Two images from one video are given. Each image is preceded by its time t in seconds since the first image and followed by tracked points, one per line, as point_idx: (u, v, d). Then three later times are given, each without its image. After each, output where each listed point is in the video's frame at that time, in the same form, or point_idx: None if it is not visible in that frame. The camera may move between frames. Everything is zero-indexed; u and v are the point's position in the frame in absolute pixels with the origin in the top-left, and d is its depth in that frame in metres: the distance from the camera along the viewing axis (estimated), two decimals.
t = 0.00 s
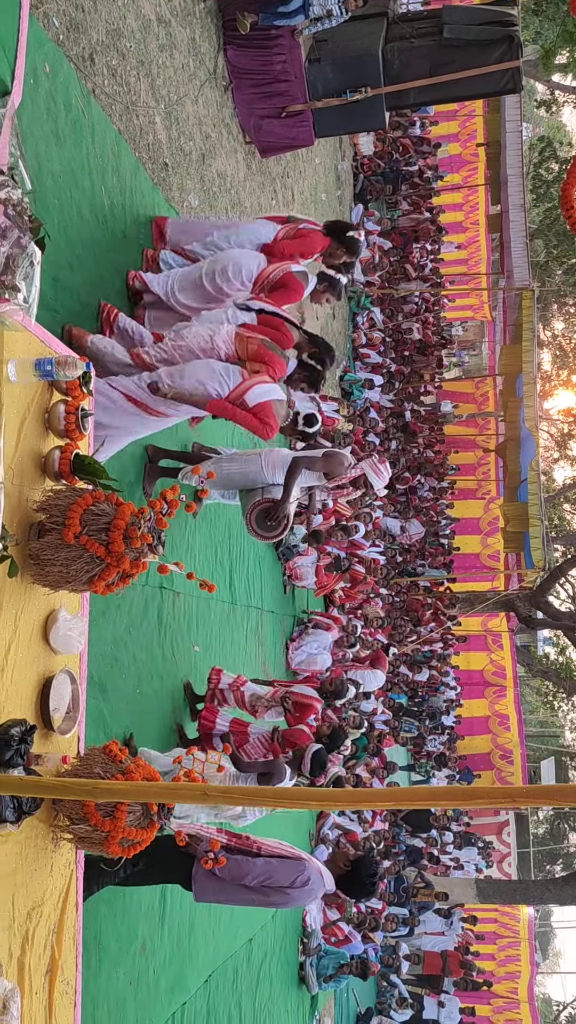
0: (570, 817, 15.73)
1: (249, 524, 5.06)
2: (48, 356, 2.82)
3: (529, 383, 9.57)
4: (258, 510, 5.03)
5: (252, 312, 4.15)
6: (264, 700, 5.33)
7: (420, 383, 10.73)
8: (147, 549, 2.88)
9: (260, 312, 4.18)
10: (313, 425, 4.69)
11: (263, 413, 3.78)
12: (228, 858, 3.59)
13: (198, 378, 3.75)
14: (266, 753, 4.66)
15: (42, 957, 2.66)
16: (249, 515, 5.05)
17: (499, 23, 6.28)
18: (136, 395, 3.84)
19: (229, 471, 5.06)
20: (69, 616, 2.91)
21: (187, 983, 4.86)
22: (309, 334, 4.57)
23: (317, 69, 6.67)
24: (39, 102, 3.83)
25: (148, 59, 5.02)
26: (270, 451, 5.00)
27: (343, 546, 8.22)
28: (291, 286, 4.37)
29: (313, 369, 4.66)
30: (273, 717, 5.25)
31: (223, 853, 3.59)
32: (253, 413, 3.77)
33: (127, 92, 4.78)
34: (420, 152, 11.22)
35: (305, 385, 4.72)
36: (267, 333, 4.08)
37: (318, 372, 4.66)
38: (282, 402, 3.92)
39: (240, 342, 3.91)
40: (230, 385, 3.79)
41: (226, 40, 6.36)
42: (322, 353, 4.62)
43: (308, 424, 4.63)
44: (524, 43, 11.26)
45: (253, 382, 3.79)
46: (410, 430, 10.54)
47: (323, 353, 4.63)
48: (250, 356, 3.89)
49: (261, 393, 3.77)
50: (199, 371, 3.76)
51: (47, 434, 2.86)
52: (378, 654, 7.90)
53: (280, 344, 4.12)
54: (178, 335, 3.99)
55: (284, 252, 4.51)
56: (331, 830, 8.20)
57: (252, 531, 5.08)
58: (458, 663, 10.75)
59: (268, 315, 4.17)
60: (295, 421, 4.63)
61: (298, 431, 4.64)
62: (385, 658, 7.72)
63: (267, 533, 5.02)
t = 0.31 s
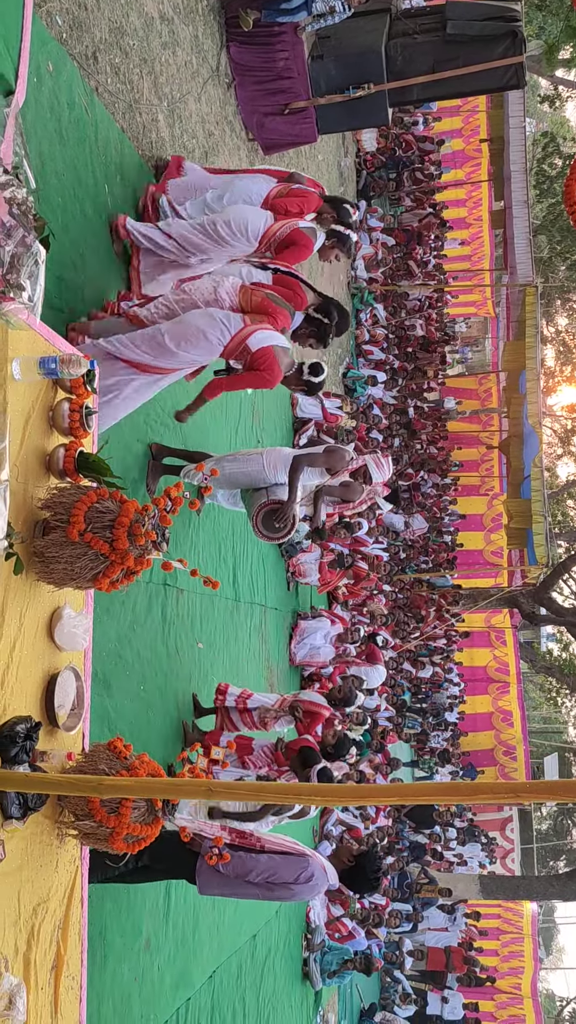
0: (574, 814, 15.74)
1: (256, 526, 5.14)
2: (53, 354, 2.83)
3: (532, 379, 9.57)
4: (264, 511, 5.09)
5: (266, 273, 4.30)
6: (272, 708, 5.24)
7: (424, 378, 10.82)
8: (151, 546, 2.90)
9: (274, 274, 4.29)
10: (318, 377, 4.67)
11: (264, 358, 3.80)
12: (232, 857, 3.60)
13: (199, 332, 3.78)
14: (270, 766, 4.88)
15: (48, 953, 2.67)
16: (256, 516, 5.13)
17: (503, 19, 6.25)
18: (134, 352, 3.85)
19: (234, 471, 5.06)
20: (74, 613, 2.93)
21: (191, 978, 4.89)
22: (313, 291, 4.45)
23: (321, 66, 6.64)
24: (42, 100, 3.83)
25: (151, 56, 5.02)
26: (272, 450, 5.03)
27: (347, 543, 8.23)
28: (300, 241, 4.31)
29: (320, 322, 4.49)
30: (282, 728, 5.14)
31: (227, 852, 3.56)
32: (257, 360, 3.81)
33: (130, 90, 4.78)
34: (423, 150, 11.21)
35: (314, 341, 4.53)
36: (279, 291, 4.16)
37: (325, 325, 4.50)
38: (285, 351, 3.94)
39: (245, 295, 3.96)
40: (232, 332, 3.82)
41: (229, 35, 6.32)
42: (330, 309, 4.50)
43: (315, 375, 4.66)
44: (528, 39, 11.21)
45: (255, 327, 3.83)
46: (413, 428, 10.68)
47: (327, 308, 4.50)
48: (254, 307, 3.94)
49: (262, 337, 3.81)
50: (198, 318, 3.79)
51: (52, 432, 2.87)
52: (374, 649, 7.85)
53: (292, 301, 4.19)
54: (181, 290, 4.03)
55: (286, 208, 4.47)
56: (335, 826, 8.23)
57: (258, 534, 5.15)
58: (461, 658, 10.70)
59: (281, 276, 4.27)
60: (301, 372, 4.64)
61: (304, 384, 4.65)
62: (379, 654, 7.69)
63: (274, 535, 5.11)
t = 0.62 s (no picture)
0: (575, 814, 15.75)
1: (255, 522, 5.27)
2: (55, 356, 2.85)
3: (533, 380, 9.56)
4: (263, 510, 5.19)
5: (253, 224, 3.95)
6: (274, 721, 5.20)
7: (425, 378, 10.87)
8: (153, 548, 2.89)
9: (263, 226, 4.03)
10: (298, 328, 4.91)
11: (247, 307, 3.58)
12: (231, 858, 3.58)
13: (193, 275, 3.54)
14: (270, 773, 4.87)
15: (50, 953, 2.68)
16: (256, 514, 5.25)
17: (505, 19, 6.25)
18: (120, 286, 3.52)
19: (234, 473, 5.06)
20: (75, 614, 2.93)
21: (193, 979, 4.89)
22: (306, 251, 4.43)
23: (322, 66, 6.64)
24: (43, 101, 3.84)
25: (152, 57, 5.02)
26: (272, 451, 5.02)
27: (347, 543, 8.25)
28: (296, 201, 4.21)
29: (313, 276, 4.51)
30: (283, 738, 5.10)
31: (228, 853, 3.55)
32: (241, 307, 3.59)
33: (131, 91, 4.79)
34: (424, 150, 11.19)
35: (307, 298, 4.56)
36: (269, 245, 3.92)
37: (319, 279, 4.50)
38: (271, 301, 3.73)
39: (236, 243, 3.74)
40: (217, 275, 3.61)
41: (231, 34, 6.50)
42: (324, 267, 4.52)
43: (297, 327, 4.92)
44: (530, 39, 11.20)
45: (243, 272, 3.62)
46: (413, 429, 10.53)
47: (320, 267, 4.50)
48: (244, 254, 3.74)
49: (249, 283, 3.59)
50: (187, 258, 3.55)
51: (54, 434, 2.87)
52: (375, 649, 7.80)
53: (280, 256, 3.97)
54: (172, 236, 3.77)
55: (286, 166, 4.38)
56: (336, 826, 8.23)
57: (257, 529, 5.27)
58: (462, 659, 10.69)
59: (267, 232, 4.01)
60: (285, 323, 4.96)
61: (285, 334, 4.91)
62: (379, 651, 7.73)
63: (273, 533, 5.23)
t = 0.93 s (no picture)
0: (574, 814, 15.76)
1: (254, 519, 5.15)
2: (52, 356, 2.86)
3: (532, 380, 9.56)
4: (261, 507, 5.09)
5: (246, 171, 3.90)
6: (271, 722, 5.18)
7: (424, 378, 10.85)
8: (150, 548, 2.90)
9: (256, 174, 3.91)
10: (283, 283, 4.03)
11: (226, 251, 3.29)
12: (228, 860, 3.57)
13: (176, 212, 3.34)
14: (269, 773, 4.93)
15: (47, 953, 2.69)
16: (254, 513, 5.15)
17: (502, 21, 6.26)
18: (97, 218, 3.36)
19: (231, 471, 5.04)
20: (73, 614, 2.93)
21: (191, 979, 4.89)
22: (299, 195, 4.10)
23: (320, 68, 6.62)
24: (42, 102, 3.85)
25: (150, 59, 5.03)
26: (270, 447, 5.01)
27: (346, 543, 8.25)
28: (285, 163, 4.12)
29: (298, 224, 4.12)
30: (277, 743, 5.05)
31: (225, 853, 3.56)
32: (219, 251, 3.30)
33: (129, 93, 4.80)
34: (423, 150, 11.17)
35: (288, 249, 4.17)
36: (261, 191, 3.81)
37: (304, 227, 4.11)
38: (252, 251, 3.44)
39: (219, 186, 3.55)
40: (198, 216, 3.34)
41: (230, 39, 6.62)
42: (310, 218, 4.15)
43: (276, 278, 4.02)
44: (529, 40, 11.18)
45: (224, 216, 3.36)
46: (413, 429, 10.66)
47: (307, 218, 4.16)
48: (227, 198, 3.54)
49: (229, 229, 3.31)
50: (167, 197, 3.31)
51: (51, 434, 2.88)
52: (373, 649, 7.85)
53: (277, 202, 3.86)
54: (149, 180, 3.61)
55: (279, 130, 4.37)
56: (334, 827, 8.22)
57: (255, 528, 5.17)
58: (462, 659, 10.68)
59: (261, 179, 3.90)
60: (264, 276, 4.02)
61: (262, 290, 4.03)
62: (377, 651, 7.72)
63: (272, 529, 5.14)
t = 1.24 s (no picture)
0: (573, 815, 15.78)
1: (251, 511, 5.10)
2: (49, 358, 2.86)
3: (531, 382, 9.57)
4: (259, 496, 5.06)
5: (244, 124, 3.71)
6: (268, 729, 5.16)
7: (422, 379, 10.75)
8: (147, 549, 2.90)
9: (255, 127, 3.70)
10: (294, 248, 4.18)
11: (240, 215, 3.19)
12: (226, 865, 3.57)
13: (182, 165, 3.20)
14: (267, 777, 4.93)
15: (43, 956, 2.69)
16: (251, 502, 5.12)
17: (500, 22, 6.28)
18: (98, 178, 3.31)
19: (229, 467, 4.99)
20: (70, 617, 2.93)
21: (189, 981, 4.89)
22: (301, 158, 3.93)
23: (318, 70, 6.69)
24: (40, 103, 3.85)
25: (148, 60, 5.02)
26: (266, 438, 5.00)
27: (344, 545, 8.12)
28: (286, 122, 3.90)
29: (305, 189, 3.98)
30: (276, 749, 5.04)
31: (223, 857, 3.58)
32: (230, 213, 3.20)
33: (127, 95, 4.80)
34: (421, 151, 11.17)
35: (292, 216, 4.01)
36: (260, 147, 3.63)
37: (311, 193, 3.97)
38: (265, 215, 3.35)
39: (229, 146, 3.37)
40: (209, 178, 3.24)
41: (227, 41, 6.44)
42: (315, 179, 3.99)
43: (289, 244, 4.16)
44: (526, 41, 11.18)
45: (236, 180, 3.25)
46: (412, 429, 10.65)
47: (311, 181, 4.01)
48: (237, 162, 3.37)
49: (242, 193, 3.21)
50: (178, 160, 3.25)
51: (49, 436, 2.88)
52: (372, 650, 8.09)
53: (279, 157, 3.69)
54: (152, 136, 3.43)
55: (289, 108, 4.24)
56: (334, 828, 8.21)
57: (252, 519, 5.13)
58: (460, 660, 10.70)
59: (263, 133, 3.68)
60: (275, 241, 4.16)
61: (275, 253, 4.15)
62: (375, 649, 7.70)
63: (269, 520, 5.10)
